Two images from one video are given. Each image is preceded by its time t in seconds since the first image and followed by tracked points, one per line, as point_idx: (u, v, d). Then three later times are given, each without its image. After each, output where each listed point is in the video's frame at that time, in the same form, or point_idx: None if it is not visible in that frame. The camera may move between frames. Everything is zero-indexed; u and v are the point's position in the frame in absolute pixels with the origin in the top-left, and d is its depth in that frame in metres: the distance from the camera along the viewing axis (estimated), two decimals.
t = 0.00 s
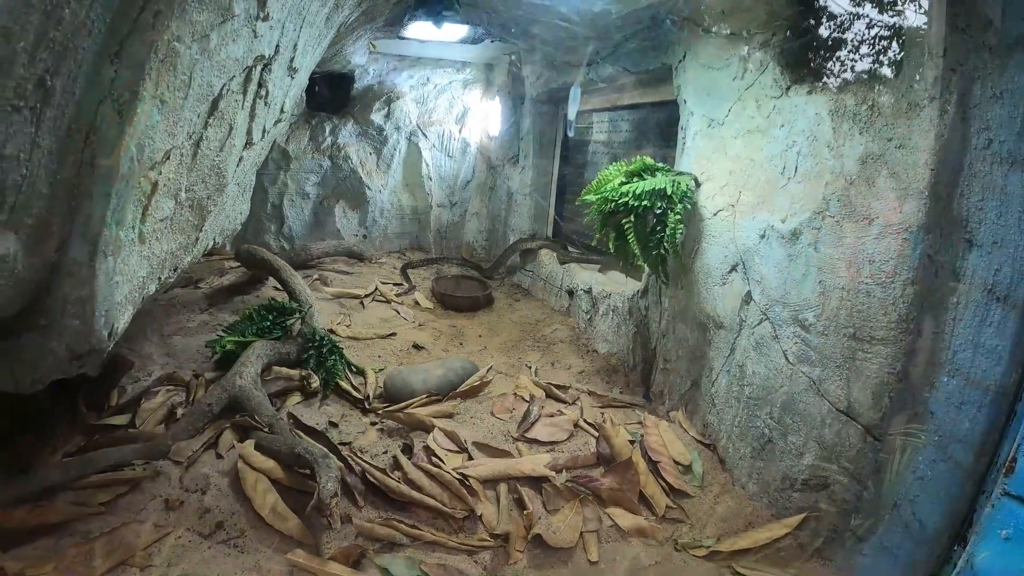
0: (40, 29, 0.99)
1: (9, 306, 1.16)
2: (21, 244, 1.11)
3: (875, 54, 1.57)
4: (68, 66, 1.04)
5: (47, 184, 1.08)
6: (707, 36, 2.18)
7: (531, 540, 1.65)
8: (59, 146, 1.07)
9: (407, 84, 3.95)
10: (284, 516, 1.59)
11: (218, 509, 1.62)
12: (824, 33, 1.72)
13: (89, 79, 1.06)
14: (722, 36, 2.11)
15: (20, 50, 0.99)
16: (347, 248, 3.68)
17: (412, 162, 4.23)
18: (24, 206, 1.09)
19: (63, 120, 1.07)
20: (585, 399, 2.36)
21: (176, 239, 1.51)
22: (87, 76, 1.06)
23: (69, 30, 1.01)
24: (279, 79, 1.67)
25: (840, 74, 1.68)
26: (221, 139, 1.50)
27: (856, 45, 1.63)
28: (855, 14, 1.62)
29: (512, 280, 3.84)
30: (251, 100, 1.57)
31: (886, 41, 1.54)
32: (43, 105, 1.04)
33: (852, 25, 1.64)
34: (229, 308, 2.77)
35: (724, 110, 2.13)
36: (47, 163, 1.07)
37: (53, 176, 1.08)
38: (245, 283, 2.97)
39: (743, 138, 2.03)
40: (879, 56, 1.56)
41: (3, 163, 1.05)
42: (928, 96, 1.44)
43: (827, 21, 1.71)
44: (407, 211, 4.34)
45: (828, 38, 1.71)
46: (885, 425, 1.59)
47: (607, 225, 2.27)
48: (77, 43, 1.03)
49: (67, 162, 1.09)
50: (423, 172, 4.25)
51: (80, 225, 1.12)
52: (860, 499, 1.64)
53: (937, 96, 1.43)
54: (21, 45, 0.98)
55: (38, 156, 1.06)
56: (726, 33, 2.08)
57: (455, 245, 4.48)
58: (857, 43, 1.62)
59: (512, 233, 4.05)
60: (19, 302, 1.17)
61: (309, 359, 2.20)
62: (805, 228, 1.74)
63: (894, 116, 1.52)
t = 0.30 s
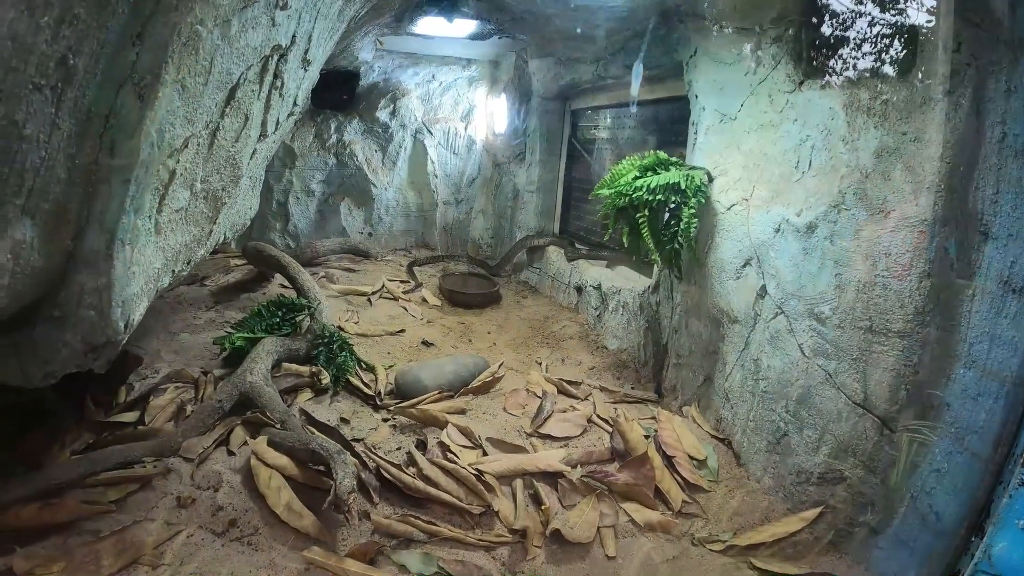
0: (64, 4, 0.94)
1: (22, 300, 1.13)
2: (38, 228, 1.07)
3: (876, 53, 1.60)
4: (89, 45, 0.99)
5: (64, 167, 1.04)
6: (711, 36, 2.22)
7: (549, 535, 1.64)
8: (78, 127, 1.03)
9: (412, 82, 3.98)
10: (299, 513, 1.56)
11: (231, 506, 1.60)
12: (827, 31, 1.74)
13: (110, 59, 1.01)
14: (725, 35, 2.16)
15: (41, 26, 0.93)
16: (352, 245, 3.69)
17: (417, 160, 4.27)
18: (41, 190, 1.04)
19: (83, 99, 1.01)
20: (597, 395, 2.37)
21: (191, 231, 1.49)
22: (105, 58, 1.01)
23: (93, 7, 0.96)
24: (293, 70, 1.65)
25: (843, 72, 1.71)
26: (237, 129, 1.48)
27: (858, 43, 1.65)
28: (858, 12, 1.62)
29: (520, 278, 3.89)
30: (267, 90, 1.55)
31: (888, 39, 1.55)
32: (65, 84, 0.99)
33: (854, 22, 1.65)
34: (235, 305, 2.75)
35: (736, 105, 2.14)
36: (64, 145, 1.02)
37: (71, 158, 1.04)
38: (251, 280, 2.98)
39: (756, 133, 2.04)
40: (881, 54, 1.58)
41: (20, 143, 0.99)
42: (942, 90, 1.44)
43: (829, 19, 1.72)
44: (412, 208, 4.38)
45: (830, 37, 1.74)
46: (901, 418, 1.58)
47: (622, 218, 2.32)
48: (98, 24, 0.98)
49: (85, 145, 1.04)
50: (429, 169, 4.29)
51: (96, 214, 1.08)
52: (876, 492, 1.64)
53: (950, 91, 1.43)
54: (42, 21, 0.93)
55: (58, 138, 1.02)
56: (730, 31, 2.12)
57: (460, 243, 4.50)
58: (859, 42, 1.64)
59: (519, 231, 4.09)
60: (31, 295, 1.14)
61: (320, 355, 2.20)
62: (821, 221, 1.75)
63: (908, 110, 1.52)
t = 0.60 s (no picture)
0: None
1: (34, 292, 1.10)
2: (55, 218, 1.04)
3: (877, 52, 1.61)
4: (111, 33, 0.97)
5: (81, 156, 1.01)
6: (714, 35, 2.25)
7: (561, 531, 1.63)
8: (96, 116, 1.01)
9: (416, 79, 4.01)
10: (311, 510, 1.55)
11: (242, 503, 1.59)
12: (829, 29, 1.76)
13: (129, 50, 1.00)
14: (727, 33, 2.19)
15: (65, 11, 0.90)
16: (356, 243, 3.72)
17: (420, 159, 4.31)
18: (58, 179, 1.01)
19: (101, 88, 0.99)
20: (605, 391, 2.38)
21: (202, 225, 1.48)
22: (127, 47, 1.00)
23: None
24: (305, 66, 1.65)
25: (843, 70, 1.73)
26: (250, 123, 1.48)
27: (859, 41, 1.66)
28: (858, 11, 1.64)
29: (525, 275, 3.97)
30: (279, 84, 1.55)
31: (889, 38, 1.56)
32: (86, 73, 0.97)
33: (855, 21, 1.66)
34: (241, 303, 2.76)
35: (744, 102, 2.15)
36: (82, 133, 1.00)
37: (88, 146, 1.02)
38: (256, 278, 2.99)
39: (763, 130, 2.05)
40: (883, 53, 1.59)
41: (38, 130, 0.95)
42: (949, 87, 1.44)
43: (832, 17, 1.74)
44: (416, 206, 4.44)
45: (831, 34, 1.76)
46: (910, 412, 1.59)
47: (631, 214, 2.38)
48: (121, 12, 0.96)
49: (101, 135, 1.02)
50: (433, 167, 4.33)
51: (111, 206, 1.07)
52: (887, 485, 1.64)
53: (956, 88, 1.43)
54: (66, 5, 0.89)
55: (76, 126, 0.99)
56: (732, 31, 2.16)
57: (464, 241, 4.55)
58: (860, 39, 1.65)
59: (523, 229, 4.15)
60: (45, 287, 1.11)
61: (327, 352, 2.20)
62: (831, 216, 1.76)
63: (917, 106, 1.52)
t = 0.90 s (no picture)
0: None
1: (45, 271, 1.08)
2: (64, 196, 1.03)
3: (877, 49, 1.62)
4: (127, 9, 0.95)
5: (94, 134, 1.01)
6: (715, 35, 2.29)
7: (568, 521, 1.63)
8: (109, 93, 0.99)
9: (419, 76, 4.06)
10: (317, 500, 1.54)
11: (247, 494, 1.58)
12: (830, 26, 1.78)
13: (144, 27, 0.98)
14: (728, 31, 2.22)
15: None
16: (359, 239, 3.74)
17: (422, 156, 4.35)
18: (70, 156, 0.99)
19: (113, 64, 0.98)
20: (610, 383, 2.39)
21: (211, 212, 1.48)
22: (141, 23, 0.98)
23: None
24: (312, 55, 1.66)
25: (844, 68, 1.76)
26: (258, 110, 1.48)
27: (860, 39, 1.68)
28: (860, 9, 1.65)
29: (528, 271, 3.99)
30: (288, 72, 1.56)
31: (890, 36, 1.56)
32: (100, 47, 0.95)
33: (856, 19, 1.67)
34: (245, 298, 2.78)
35: (747, 95, 2.17)
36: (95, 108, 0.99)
37: (100, 125, 1.01)
38: (259, 274, 3.00)
39: (767, 122, 2.06)
40: (884, 51, 1.60)
41: (51, 103, 0.92)
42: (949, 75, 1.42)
43: (833, 14, 1.76)
44: (419, 203, 4.45)
45: (833, 31, 1.78)
46: (915, 398, 1.56)
47: (637, 206, 2.42)
48: None
49: (113, 113, 1.02)
50: (435, 163, 4.36)
51: (122, 185, 1.08)
52: (894, 475, 1.60)
53: (961, 78, 1.40)
54: None
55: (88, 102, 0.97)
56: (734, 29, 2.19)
57: (467, 238, 4.58)
58: (862, 37, 1.67)
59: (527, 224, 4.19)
60: (54, 268, 1.10)
61: (332, 345, 2.21)
62: (836, 206, 1.76)
63: (922, 97, 1.51)
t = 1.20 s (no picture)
0: None
1: (30, 259, 1.07)
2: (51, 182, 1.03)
3: (877, 48, 1.58)
4: None
5: (81, 119, 1.01)
6: (715, 33, 2.29)
7: (565, 516, 1.61)
8: (97, 77, 1.00)
9: (417, 73, 4.07)
10: (311, 493, 1.53)
11: (240, 488, 1.56)
12: (830, 25, 1.76)
13: (132, 11, 0.98)
14: (727, 29, 2.23)
15: None
16: (358, 236, 3.76)
17: (421, 152, 4.36)
18: (55, 141, 1.00)
19: (100, 48, 0.98)
20: (609, 378, 2.38)
21: (203, 202, 1.47)
22: (128, 7, 0.97)
23: None
24: (307, 46, 1.67)
25: (845, 67, 1.73)
26: (251, 100, 1.48)
27: (860, 38, 1.64)
28: (859, 8, 1.62)
29: (526, 267, 3.98)
30: (281, 62, 1.56)
31: (890, 35, 1.53)
32: (85, 31, 0.96)
33: (856, 18, 1.64)
34: (243, 294, 2.79)
35: (746, 88, 2.15)
36: (82, 91, 0.99)
37: (88, 110, 1.01)
38: (256, 270, 3.01)
39: (766, 114, 2.05)
40: (884, 49, 1.56)
41: (38, 85, 0.95)
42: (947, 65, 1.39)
43: (833, 13, 1.73)
44: (417, 199, 4.47)
45: (832, 30, 1.75)
46: (918, 391, 1.54)
47: (635, 197, 2.45)
48: None
49: (104, 98, 1.02)
50: (433, 159, 4.39)
51: (111, 173, 1.06)
52: (895, 469, 1.59)
53: (960, 68, 1.37)
54: None
55: (74, 85, 0.98)
56: (732, 26, 2.19)
57: (467, 235, 4.59)
58: (862, 36, 1.63)
59: (527, 221, 4.21)
60: (39, 254, 1.08)
61: (328, 340, 2.21)
62: (835, 197, 1.75)
63: (921, 87, 1.47)
